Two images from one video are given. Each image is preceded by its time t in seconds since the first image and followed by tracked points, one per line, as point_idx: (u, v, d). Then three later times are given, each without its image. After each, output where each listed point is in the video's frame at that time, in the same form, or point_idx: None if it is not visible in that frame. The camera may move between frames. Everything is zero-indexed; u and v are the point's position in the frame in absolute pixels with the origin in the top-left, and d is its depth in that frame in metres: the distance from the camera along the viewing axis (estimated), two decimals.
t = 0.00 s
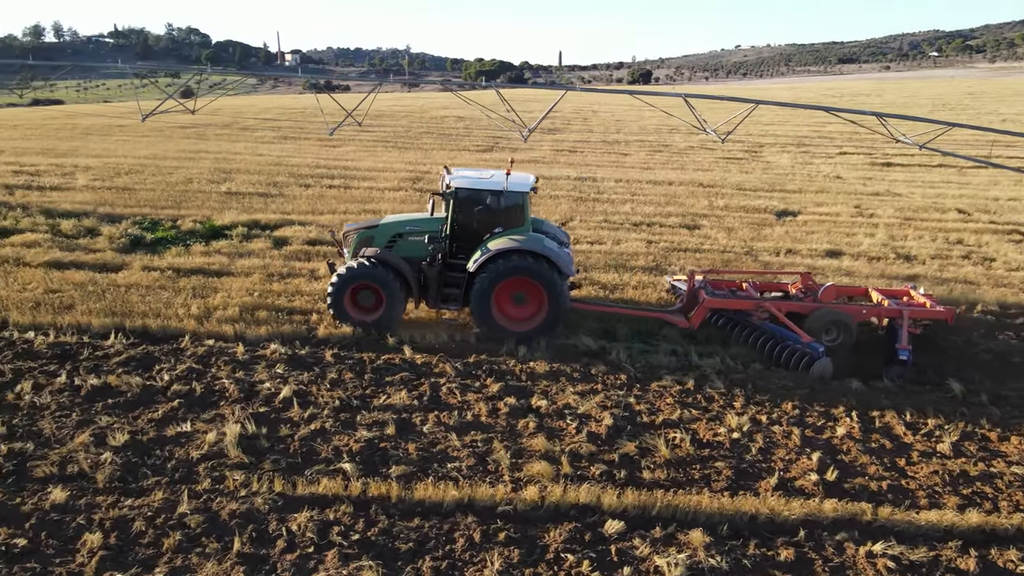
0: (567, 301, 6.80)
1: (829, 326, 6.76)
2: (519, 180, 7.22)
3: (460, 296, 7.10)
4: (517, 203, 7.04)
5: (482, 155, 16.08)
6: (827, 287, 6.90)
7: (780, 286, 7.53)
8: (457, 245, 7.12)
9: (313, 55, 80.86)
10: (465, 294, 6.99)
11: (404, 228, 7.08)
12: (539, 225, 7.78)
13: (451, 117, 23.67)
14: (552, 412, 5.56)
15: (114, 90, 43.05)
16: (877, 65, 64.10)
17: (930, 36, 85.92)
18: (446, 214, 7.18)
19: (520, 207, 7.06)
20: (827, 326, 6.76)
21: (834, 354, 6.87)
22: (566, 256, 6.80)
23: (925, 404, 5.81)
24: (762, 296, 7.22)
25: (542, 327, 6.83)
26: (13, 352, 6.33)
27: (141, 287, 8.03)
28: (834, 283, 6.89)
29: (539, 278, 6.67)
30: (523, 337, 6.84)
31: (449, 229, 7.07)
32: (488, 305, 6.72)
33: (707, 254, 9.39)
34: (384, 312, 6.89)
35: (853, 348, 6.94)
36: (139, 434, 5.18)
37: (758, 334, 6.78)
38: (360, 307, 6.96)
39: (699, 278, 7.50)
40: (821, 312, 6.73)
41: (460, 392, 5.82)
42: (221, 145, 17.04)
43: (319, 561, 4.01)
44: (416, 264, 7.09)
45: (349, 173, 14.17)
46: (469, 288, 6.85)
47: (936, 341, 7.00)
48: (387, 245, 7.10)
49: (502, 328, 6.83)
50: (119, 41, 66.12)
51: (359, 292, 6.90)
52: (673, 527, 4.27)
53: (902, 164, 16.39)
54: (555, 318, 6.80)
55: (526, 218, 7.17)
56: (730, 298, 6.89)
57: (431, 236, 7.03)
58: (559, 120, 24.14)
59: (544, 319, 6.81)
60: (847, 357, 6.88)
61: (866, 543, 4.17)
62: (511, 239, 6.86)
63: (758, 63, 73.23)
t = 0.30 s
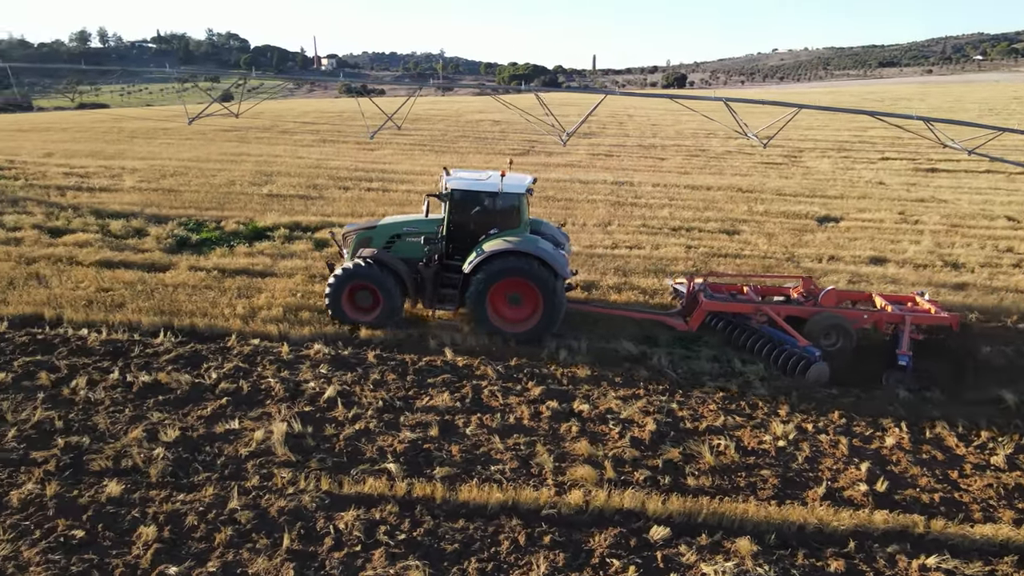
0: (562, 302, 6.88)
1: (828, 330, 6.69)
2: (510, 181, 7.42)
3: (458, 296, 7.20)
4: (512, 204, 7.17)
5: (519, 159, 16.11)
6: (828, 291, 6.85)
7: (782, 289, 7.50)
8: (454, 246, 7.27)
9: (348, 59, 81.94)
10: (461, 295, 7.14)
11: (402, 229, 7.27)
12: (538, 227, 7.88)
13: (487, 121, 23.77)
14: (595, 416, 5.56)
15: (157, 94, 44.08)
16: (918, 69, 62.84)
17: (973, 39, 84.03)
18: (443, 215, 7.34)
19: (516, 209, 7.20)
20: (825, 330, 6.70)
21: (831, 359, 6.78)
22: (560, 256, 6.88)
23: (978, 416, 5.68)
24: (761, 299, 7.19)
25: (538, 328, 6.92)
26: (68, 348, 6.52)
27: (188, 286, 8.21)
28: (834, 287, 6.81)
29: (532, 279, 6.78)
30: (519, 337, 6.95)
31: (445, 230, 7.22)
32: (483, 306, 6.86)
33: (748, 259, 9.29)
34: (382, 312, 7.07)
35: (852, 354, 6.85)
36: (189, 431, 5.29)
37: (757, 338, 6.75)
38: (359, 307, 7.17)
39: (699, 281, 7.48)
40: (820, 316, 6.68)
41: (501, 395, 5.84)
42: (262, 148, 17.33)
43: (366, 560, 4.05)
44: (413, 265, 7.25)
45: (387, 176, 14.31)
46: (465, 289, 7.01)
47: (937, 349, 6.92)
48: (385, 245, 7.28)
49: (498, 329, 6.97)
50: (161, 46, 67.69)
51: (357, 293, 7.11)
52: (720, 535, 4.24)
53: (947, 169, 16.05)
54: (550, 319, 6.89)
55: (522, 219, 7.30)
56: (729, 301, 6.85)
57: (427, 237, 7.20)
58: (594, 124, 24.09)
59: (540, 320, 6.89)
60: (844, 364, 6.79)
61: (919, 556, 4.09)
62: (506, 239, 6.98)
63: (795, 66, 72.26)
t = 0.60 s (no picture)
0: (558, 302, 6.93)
1: (828, 334, 6.58)
2: (505, 181, 7.46)
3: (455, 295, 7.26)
4: (507, 205, 7.22)
5: (555, 164, 16.11)
6: (827, 295, 6.78)
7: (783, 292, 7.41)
8: (451, 246, 7.33)
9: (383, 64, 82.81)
10: (457, 294, 7.20)
11: (401, 229, 7.42)
12: (536, 228, 7.92)
13: (522, 125, 23.81)
14: (637, 422, 5.54)
15: (199, 98, 45.03)
16: (962, 73, 61.44)
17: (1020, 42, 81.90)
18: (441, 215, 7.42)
19: (511, 209, 7.24)
20: (823, 334, 6.60)
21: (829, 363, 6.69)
22: (556, 256, 6.92)
23: None
24: (759, 301, 7.12)
25: (535, 326, 6.98)
26: (119, 345, 6.69)
27: (233, 286, 8.38)
28: (835, 290, 6.72)
29: (528, 278, 6.83)
30: (517, 336, 7.01)
31: (441, 230, 7.30)
32: (480, 306, 6.92)
33: (790, 265, 9.18)
34: (379, 311, 7.15)
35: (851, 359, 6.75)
36: (237, 429, 5.39)
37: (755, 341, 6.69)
38: (358, 306, 7.28)
39: (698, 282, 7.42)
40: (818, 320, 6.57)
41: (543, 399, 5.85)
42: (302, 151, 17.59)
43: (413, 560, 4.09)
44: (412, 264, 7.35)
45: (425, 179, 14.42)
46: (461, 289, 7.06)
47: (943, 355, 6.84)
48: (384, 246, 7.44)
49: (495, 328, 7.02)
50: (202, 51, 69.17)
51: (355, 292, 7.21)
52: (767, 544, 4.19)
53: (995, 175, 15.67)
54: (547, 318, 6.94)
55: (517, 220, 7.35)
56: (729, 303, 6.77)
57: (424, 238, 7.33)
58: (630, 128, 23.99)
59: (537, 319, 6.95)
60: (841, 369, 6.70)
61: (974, 571, 4.00)
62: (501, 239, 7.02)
63: (834, 70, 71.14)
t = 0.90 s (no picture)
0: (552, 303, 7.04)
1: (823, 338, 6.53)
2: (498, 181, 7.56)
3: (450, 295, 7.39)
4: (502, 207, 7.31)
5: (591, 169, 16.08)
6: (825, 299, 6.69)
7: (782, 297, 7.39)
8: (446, 247, 7.45)
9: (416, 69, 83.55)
10: (453, 293, 7.32)
11: (398, 231, 7.60)
12: (532, 229, 8.01)
13: (557, 130, 23.81)
14: (679, 428, 5.51)
15: (237, 103, 45.89)
16: (1006, 78, 60.02)
17: None
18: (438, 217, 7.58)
19: (506, 212, 7.33)
20: (819, 338, 6.54)
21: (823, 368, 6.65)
22: (549, 257, 7.03)
23: None
24: (754, 304, 7.08)
25: (530, 326, 7.10)
26: (167, 344, 6.85)
27: (275, 288, 8.53)
28: (831, 294, 6.68)
29: (523, 279, 6.94)
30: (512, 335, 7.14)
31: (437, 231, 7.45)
32: (475, 306, 7.04)
33: (832, 273, 9.05)
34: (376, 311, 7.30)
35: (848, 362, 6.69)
36: (282, 428, 5.47)
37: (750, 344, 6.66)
38: (355, 305, 7.42)
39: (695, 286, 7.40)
40: (815, 324, 6.54)
41: (584, 404, 5.84)
42: (339, 155, 17.81)
43: (458, 561, 4.11)
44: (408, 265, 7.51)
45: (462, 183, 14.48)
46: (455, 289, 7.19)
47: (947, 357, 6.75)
48: (382, 246, 7.62)
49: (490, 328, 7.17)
50: (240, 57, 70.44)
51: (352, 291, 7.37)
52: (815, 555, 4.14)
53: None
54: (541, 318, 7.04)
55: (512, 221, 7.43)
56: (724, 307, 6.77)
57: (419, 239, 7.49)
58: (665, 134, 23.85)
59: (531, 319, 7.07)
60: (838, 372, 6.64)
61: None
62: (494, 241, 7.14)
63: (874, 75, 69.95)
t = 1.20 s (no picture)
0: (546, 303, 7.09)
1: (817, 339, 6.59)
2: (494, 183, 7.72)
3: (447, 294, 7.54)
4: (498, 209, 7.46)
5: (625, 174, 16.04)
6: (819, 302, 6.80)
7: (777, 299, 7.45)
8: (443, 247, 7.63)
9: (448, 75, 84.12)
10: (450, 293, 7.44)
11: (396, 231, 7.79)
12: (530, 230, 8.09)
13: (590, 135, 23.78)
14: (722, 435, 5.47)
15: (273, 108, 46.64)
16: None
17: None
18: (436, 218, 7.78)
19: (501, 212, 7.46)
20: (811, 340, 6.62)
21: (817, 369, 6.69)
22: (543, 257, 7.06)
23: None
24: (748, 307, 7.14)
25: (525, 325, 7.16)
26: (212, 344, 6.98)
27: (315, 290, 8.65)
28: (824, 297, 6.71)
29: (516, 280, 7.00)
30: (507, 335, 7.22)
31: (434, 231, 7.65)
32: (470, 305, 7.14)
33: (874, 280, 8.91)
34: (376, 310, 7.46)
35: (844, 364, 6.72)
36: (326, 428, 5.54)
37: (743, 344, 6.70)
38: (353, 304, 7.59)
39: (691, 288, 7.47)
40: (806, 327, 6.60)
41: (624, 409, 5.84)
42: (375, 159, 18.00)
43: (502, 564, 4.13)
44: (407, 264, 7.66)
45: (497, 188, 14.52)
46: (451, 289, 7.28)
47: (946, 359, 6.74)
48: (381, 246, 7.81)
49: (486, 327, 7.26)
50: (275, 62, 71.61)
51: (352, 289, 7.52)
52: (864, 567, 4.08)
53: None
54: (534, 318, 7.10)
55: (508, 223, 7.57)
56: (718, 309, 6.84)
57: (416, 237, 7.68)
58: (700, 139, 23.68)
59: (526, 319, 7.13)
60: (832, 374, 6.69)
61: None
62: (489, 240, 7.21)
63: (913, 80, 68.66)
